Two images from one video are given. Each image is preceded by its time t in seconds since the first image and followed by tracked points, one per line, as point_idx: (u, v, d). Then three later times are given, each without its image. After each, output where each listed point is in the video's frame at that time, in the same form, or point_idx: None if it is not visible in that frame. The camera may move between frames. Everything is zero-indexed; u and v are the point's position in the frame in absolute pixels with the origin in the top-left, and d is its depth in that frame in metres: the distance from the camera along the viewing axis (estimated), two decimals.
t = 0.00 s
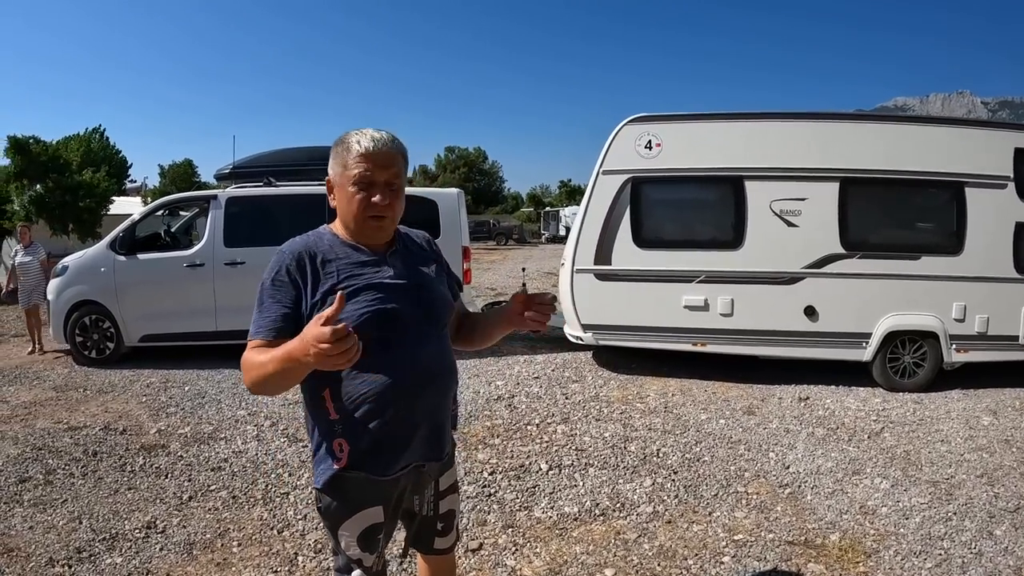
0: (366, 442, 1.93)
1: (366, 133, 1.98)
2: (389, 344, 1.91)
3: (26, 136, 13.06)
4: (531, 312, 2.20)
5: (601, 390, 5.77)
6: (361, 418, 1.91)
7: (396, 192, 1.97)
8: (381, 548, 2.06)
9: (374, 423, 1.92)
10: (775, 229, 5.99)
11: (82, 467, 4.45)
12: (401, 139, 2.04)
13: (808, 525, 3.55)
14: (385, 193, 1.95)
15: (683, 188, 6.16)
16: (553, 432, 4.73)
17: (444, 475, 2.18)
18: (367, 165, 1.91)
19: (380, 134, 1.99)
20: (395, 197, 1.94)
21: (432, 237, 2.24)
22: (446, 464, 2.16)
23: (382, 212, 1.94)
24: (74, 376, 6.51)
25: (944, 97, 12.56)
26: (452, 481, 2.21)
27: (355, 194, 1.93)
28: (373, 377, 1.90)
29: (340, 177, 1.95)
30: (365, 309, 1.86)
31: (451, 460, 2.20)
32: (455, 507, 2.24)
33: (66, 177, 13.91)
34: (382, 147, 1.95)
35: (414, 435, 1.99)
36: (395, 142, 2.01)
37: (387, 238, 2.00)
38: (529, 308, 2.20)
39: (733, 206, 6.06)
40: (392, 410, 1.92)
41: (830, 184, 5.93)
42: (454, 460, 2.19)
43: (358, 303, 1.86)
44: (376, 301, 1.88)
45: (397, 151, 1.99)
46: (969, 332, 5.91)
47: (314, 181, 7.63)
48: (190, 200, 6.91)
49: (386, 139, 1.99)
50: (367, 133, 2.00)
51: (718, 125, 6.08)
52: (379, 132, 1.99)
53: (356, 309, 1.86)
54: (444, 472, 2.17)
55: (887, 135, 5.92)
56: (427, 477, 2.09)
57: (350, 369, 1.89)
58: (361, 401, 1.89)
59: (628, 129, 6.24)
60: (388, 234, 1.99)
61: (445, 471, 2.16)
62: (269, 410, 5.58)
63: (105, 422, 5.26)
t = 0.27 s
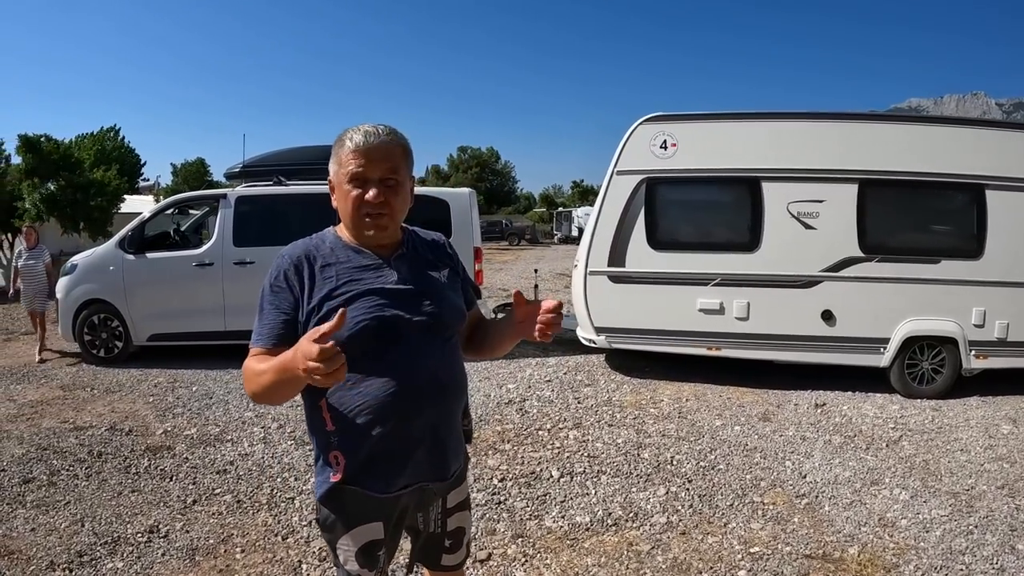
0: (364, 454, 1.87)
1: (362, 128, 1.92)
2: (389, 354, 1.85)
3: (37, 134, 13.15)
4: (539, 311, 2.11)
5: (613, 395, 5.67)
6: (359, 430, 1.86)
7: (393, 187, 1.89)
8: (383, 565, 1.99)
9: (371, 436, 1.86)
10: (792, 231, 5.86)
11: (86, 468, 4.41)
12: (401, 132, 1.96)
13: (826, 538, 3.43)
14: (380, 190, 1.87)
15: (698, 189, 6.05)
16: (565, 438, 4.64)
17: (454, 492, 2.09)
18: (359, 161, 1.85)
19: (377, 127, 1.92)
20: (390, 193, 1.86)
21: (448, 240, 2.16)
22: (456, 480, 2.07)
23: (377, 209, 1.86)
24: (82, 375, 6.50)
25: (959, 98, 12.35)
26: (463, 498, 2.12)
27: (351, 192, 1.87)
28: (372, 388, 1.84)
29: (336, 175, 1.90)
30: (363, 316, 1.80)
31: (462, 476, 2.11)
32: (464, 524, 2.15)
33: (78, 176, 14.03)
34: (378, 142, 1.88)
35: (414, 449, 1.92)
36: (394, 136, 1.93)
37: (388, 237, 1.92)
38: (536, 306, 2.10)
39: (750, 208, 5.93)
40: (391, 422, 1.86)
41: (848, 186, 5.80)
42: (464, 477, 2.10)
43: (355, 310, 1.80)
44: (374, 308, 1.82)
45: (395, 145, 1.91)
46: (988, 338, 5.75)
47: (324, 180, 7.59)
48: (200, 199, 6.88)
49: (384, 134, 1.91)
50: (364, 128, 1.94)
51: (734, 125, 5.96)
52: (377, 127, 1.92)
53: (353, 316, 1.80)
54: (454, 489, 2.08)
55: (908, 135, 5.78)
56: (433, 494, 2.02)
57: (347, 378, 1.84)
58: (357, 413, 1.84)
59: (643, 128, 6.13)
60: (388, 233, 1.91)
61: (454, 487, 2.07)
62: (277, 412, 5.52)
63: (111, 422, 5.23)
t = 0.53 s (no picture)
0: (372, 465, 1.84)
1: (371, 128, 1.88)
2: (398, 364, 1.81)
3: (47, 134, 13.27)
4: (562, 328, 2.05)
5: (625, 399, 5.61)
6: (368, 441, 1.82)
7: (405, 189, 1.84)
8: None
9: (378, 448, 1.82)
10: (808, 234, 5.78)
11: (94, 470, 4.40)
12: (413, 131, 1.91)
13: (842, 547, 3.36)
14: (391, 191, 1.83)
15: (712, 191, 5.98)
16: (577, 443, 4.58)
17: (467, 506, 2.03)
18: (369, 162, 1.82)
19: (387, 126, 1.88)
20: (402, 194, 1.81)
21: (468, 246, 2.10)
22: (470, 495, 2.01)
23: (388, 212, 1.82)
24: (92, 375, 6.51)
25: (972, 98, 12.19)
26: (476, 511, 2.07)
27: (361, 194, 1.84)
28: (380, 398, 1.80)
29: (346, 177, 1.87)
30: (371, 324, 1.77)
31: (477, 491, 2.04)
32: (477, 537, 2.10)
33: (88, 176, 14.12)
34: (388, 143, 1.84)
35: (424, 462, 1.87)
36: (405, 135, 1.88)
37: (401, 241, 1.88)
38: (560, 323, 2.05)
39: (765, 210, 5.85)
40: (400, 434, 1.82)
41: (864, 187, 5.71)
42: (479, 492, 2.04)
43: (363, 318, 1.77)
44: (383, 316, 1.78)
45: (405, 145, 1.86)
46: (1004, 342, 5.64)
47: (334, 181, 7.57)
48: (210, 200, 6.87)
49: (395, 133, 1.86)
50: (374, 128, 1.90)
51: (749, 125, 5.88)
52: (389, 126, 1.88)
53: (361, 324, 1.76)
54: (468, 503, 2.02)
55: (925, 135, 5.69)
56: (447, 510, 1.96)
57: (355, 387, 1.81)
58: (364, 424, 1.81)
59: (657, 129, 6.06)
60: (401, 236, 1.86)
61: (468, 502, 2.01)
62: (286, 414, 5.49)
63: (120, 423, 5.22)
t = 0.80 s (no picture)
0: (371, 473, 1.84)
1: (372, 135, 1.88)
2: (396, 373, 1.81)
3: (58, 136, 13.48)
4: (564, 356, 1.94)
5: (631, 403, 5.59)
6: (366, 448, 1.83)
7: (405, 197, 1.85)
8: None
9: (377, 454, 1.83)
10: (816, 238, 5.74)
11: (101, 470, 4.43)
12: (414, 139, 1.91)
13: (846, 556, 3.33)
14: (391, 200, 1.83)
15: (719, 195, 5.96)
16: (581, 447, 4.57)
17: (466, 513, 2.01)
18: (370, 171, 1.82)
19: (388, 134, 1.88)
20: (402, 202, 1.82)
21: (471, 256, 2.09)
22: (469, 502, 2.00)
23: (388, 220, 1.83)
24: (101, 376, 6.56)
25: (982, 100, 12.07)
26: (478, 517, 2.08)
27: (361, 203, 1.84)
28: (379, 406, 1.81)
29: (347, 185, 1.87)
30: (369, 334, 1.77)
31: (477, 499, 2.03)
32: (477, 544, 2.09)
33: (101, 178, 14.25)
34: (389, 151, 1.84)
35: (422, 471, 1.87)
36: (406, 143, 1.88)
37: (401, 249, 1.88)
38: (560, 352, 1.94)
39: (772, 214, 5.82)
40: (397, 442, 1.82)
41: (873, 192, 5.66)
42: (479, 499, 2.03)
43: (361, 327, 1.78)
44: (381, 326, 1.78)
45: (406, 153, 1.86)
46: (1015, 348, 5.57)
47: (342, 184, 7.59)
48: (218, 202, 6.91)
49: (396, 141, 1.86)
50: (375, 135, 1.90)
51: (757, 129, 5.86)
52: (390, 134, 1.87)
53: (358, 334, 1.77)
54: (467, 509, 2.02)
55: (935, 139, 5.64)
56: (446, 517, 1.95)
57: (354, 395, 1.82)
58: (363, 431, 1.81)
59: (664, 133, 6.05)
60: (401, 243, 1.87)
61: (467, 510, 2.00)
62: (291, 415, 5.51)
63: (127, 424, 5.26)
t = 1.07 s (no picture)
0: (360, 471, 1.84)
1: (362, 140, 1.90)
2: (385, 372, 1.81)
3: (64, 138, 13.63)
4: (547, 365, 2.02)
5: (631, 404, 5.60)
6: (355, 446, 1.82)
7: (393, 200, 1.86)
8: None
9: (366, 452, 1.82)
10: (815, 239, 5.74)
11: (103, 468, 4.48)
12: (403, 144, 1.94)
13: (840, 557, 3.34)
14: (379, 202, 1.85)
15: (719, 196, 5.96)
16: (579, 447, 4.59)
17: (454, 508, 2.03)
18: (359, 173, 1.84)
19: (377, 138, 1.90)
20: (390, 205, 1.83)
21: (458, 256, 2.09)
22: (457, 496, 2.01)
23: (377, 222, 1.84)
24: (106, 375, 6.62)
25: (987, 100, 12.00)
26: (467, 512, 2.08)
27: (351, 205, 1.86)
28: (368, 405, 1.80)
29: (336, 188, 1.89)
30: (358, 333, 1.77)
31: (464, 493, 2.04)
32: (466, 539, 2.10)
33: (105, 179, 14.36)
34: (379, 156, 1.86)
35: (411, 468, 1.87)
36: (396, 148, 1.90)
37: (389, 251, 1.89)
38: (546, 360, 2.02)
39: (772, 215, 5.82)
40: (386, 440, 1.81)
41: (873, 193, 5.66)
42: (468, 493, 2.05)
43: (350, 327, 1.78)
44: (370, 326, 1.78)
45: (396, 158, 1.88)
46: (1015, 349, 5.55)
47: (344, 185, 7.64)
48: (221, 203, 6.96)
49: (386, 146, 1.88)
50: (364, 140, 1.92)
51: (756, 130, 5.86)
52: (380, 139, 1.89)
53: (348, 333, 1.77)
54: (456, 503, 2.02)
55: (934, 141, 5.63)
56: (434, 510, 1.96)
57: (343, 394, 1.82)
58: (352, 429, 1.81)
59: (664, 134, 6.06)
60: (389, 246, 1.88)
61: (454, 504, 2.01)
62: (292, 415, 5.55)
63: (130, 423, 5.31)
